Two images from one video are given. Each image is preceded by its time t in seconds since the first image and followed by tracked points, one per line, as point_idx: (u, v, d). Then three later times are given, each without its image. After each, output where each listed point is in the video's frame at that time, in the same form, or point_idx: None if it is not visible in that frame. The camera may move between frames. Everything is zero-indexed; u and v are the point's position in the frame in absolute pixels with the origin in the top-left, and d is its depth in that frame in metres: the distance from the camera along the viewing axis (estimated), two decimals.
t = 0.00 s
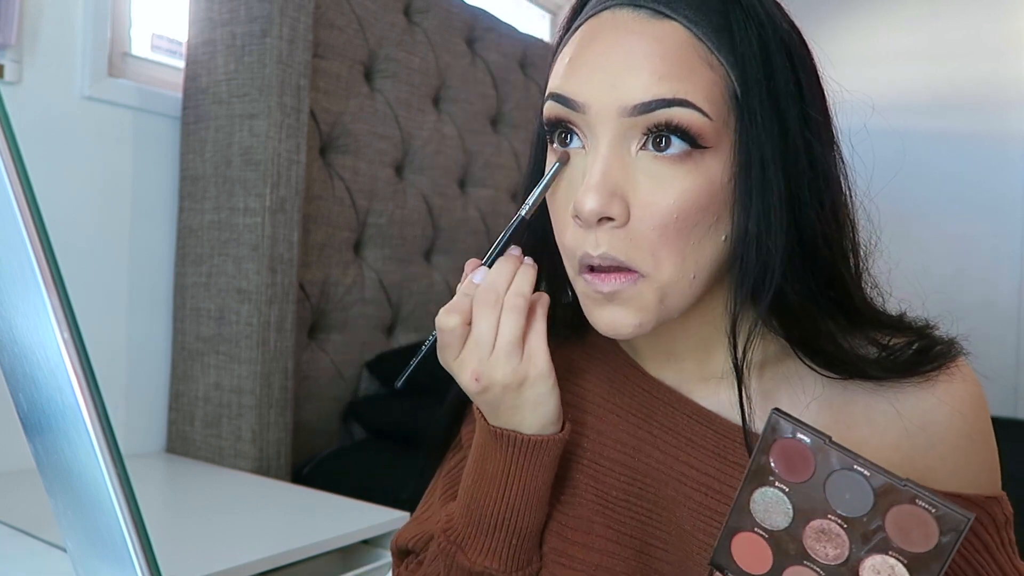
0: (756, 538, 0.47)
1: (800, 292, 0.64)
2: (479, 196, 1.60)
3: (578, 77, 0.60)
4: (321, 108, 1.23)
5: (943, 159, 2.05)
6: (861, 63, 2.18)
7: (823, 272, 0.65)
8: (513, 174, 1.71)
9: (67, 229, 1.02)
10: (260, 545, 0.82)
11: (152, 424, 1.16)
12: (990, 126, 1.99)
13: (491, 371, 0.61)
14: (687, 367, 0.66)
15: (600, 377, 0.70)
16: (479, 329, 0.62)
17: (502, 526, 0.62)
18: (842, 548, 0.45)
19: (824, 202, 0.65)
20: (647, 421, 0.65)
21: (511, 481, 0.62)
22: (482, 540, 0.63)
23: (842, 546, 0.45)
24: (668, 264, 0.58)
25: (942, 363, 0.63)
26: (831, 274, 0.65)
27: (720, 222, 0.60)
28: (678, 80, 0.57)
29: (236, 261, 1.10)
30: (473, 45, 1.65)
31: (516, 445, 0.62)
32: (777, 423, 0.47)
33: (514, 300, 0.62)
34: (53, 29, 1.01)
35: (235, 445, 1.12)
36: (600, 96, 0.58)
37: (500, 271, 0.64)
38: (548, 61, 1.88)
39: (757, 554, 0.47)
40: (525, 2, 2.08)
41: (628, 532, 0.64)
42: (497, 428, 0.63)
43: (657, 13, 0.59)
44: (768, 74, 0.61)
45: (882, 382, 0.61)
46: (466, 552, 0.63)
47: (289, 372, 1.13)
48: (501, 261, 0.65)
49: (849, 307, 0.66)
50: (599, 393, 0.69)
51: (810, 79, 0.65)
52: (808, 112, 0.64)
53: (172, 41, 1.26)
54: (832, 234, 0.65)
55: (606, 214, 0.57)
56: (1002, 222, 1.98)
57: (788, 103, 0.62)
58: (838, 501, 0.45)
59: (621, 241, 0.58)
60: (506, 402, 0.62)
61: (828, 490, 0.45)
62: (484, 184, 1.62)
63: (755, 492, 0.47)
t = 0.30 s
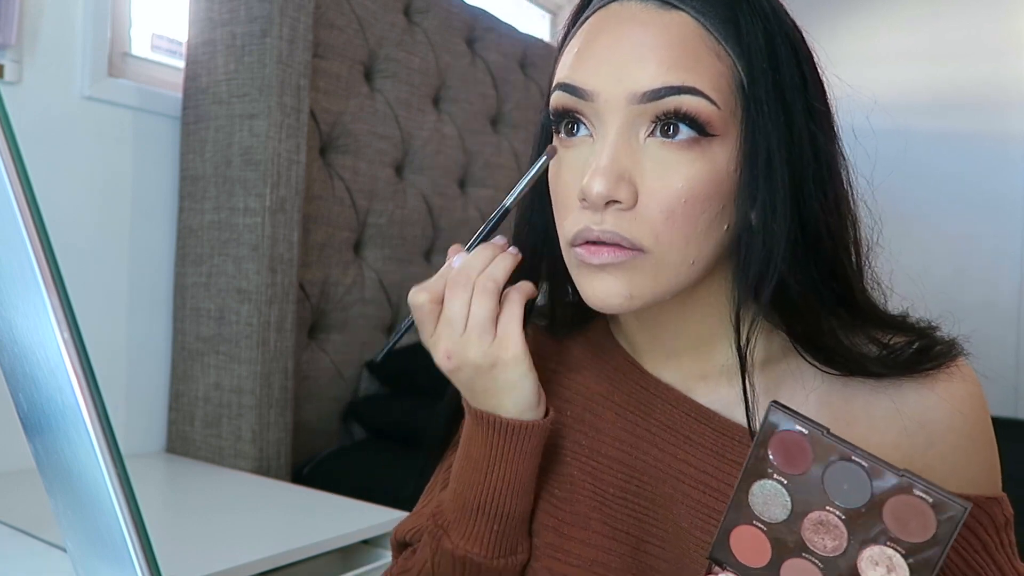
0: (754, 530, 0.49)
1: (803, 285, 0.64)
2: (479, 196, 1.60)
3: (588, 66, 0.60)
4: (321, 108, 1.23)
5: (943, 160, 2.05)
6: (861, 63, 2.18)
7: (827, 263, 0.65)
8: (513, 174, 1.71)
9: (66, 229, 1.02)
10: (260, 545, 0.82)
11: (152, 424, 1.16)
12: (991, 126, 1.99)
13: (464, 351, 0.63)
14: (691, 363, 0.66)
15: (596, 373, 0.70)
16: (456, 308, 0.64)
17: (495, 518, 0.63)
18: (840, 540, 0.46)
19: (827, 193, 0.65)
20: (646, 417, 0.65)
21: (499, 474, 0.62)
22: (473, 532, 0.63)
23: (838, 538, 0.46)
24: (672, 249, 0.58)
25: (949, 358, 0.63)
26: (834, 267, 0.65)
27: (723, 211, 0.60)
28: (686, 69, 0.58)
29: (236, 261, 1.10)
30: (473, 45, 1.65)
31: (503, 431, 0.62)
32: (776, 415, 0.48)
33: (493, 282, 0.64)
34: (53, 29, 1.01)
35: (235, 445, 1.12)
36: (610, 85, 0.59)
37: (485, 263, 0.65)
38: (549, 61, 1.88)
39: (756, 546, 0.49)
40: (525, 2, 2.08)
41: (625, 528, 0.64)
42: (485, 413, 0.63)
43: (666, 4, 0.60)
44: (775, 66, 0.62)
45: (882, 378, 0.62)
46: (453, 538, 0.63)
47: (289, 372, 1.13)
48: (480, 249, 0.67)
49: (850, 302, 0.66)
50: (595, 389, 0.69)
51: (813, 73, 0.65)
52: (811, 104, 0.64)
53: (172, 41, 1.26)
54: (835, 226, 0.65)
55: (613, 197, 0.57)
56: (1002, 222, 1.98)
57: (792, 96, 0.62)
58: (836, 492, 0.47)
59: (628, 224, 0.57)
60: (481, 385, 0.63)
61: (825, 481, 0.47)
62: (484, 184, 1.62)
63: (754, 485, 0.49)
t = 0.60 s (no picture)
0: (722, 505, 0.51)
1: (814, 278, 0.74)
2: (479, 196, 1.60)
3: (682, 98, 0.67)
4: (322, 108, 1.23)
5: (943, 159, 2.05)
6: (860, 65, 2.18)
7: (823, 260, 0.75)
8: (513, 174, 1.71)
9: (66, 229, 1.02)
10: (260, 545, 0.82)
11: (152, 424, 1.16)
12: (990, 126, 1.99)
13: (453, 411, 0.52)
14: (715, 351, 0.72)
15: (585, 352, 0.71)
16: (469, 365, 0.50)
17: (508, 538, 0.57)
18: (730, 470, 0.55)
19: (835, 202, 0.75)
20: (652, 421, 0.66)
21: (509, 506, 0.55)
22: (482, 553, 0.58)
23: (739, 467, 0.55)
24: (743, 253, 0.68)
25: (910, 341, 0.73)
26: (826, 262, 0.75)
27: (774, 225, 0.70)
28: (770, 110, 0.67)
29: (236, 261, 1.10)
30: (473, 45, 1.65)
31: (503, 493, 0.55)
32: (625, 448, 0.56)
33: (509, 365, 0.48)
34: (53, 29, 1.01)
35: (235, 445, 1.12)
36: (709, 117, 0.66)
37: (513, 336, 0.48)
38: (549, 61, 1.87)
39: (728, 516, 0.50)
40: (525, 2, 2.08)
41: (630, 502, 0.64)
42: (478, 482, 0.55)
43: (743, 43, 0.68)
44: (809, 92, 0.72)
45: (854, 355, 0.71)
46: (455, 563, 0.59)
47: (289, 372, 1.13)
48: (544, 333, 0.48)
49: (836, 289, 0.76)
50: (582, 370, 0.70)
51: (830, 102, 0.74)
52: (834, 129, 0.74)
53: (172, 41, 1.26)
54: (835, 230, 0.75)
55: (715, 215, 0.65)
56: (1001, 222, 1.99)
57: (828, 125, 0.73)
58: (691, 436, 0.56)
59: (722, 237, 0.66)
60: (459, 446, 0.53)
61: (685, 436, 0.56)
62: (484, 184, 1.62)
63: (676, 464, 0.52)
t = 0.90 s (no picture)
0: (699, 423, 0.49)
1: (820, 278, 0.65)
2: (479, 196, 1.60)
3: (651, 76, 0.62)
4: (322, 108, 1.23)
5: (943, 159, 2.05)
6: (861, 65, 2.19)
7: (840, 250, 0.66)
8: (513, 174, 1.71)
9: (66, 229, 1.02)
10: (261, 545, 0.82)
11: (152, 425, 1.16)
12: (990, 126, 1.99)
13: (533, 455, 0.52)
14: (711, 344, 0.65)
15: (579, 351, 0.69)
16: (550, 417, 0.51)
17: (511, 560, 0.56)
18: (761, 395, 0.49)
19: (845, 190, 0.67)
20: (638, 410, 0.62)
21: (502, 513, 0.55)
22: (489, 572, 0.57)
23: (768, 393, 0.49)
24: (714, 226, 0.60)
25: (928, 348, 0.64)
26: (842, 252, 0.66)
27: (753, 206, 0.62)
28: (736, 84, 0.60)
29: (236, 261, 1.10)
30: (473, 45, 1.65)
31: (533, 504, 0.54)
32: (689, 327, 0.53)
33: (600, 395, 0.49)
34: (53, 29, 1.01)
35: (235, 445, 1.12)
36: (672, 89, 0.61)
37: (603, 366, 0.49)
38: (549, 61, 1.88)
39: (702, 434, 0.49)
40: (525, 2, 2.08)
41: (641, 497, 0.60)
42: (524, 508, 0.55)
43: (718, 30, 0.62)
44: (800, 84, 0.65)
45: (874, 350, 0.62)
46: None
47: (288, 372, 1.13)
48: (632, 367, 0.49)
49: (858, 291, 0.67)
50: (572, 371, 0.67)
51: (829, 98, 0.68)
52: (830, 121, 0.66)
53: (172, 41, 1.26)
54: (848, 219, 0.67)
55: (671, 180, 0.59)
56: (1001, 223, 1.99)
57: (817, 114, 0.65)
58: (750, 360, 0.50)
59: (683, 205, 0.59)
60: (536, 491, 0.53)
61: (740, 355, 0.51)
62: (484, 184, 1.62)
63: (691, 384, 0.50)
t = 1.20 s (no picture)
0: (777, 488, 0.50)
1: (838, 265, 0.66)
2: (479, 196, 1.60)
3: (634, 65, 0.62)
4: (322, 108, 1.23)
5: (943, 159, 2.05)
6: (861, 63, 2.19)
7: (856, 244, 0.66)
8: (513, 174, 1.71)
9: (66, 229, 1.02)
10: (262, 545, 0.82)
11: (152, 425, 1.16)
12: (991, 126, 1.99)
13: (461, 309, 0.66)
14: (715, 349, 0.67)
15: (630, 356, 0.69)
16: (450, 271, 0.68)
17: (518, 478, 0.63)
18: (864, 484, 0.48)
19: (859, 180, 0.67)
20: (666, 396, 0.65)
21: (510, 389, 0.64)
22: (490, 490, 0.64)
23: (862, 484, 0.48)
24: (715, 228, 0.59)
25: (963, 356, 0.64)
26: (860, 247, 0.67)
27: (762, 196, 0.62)
28: (726, 63, 0.60)
29: (236, 261, 1.10)
30: (473, 45, 1.65)
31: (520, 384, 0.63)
32: (797, 367, 0.50)
33: (507, 228, 0.67)
34: (53, 29, 1.01)
35: (235, 445, 1.12)
36: (656, 78, 0.61)
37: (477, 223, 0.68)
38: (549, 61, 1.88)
39: (779, 501, 0.50)
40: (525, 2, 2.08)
41: (644, 506, 0.63)
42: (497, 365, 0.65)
43: (702, 6, 0.63)
44: (803, 58, 0.65)
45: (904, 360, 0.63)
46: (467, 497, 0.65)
47: (288, 372, 1.13)
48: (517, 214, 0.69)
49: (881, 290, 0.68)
50: (617, 373, 0.69)
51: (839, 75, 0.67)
52: (840, 102, 0.67)
53: (172, 41, 1.26)
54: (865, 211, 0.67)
55: (664, 182, 0.58)
56: (1002, 222, 1.99)
57: (823, 93, 0.65)
58: (857, 433, 0.48)
59: (679, 207, 0.58)
60: (493, 336, 0.65)
61: (850, 422, 0.49)
62: (484, 184, 1.62)
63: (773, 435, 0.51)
